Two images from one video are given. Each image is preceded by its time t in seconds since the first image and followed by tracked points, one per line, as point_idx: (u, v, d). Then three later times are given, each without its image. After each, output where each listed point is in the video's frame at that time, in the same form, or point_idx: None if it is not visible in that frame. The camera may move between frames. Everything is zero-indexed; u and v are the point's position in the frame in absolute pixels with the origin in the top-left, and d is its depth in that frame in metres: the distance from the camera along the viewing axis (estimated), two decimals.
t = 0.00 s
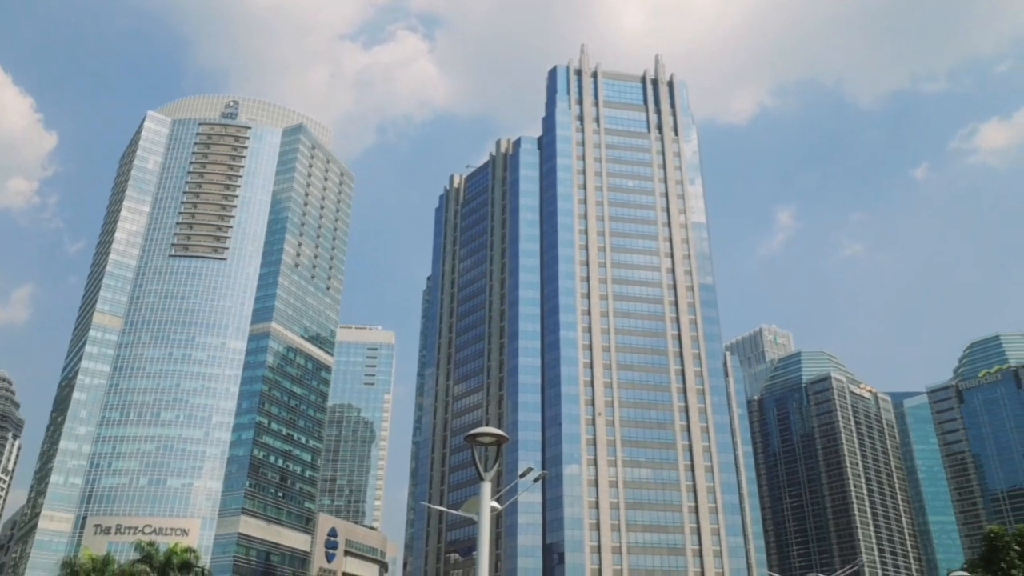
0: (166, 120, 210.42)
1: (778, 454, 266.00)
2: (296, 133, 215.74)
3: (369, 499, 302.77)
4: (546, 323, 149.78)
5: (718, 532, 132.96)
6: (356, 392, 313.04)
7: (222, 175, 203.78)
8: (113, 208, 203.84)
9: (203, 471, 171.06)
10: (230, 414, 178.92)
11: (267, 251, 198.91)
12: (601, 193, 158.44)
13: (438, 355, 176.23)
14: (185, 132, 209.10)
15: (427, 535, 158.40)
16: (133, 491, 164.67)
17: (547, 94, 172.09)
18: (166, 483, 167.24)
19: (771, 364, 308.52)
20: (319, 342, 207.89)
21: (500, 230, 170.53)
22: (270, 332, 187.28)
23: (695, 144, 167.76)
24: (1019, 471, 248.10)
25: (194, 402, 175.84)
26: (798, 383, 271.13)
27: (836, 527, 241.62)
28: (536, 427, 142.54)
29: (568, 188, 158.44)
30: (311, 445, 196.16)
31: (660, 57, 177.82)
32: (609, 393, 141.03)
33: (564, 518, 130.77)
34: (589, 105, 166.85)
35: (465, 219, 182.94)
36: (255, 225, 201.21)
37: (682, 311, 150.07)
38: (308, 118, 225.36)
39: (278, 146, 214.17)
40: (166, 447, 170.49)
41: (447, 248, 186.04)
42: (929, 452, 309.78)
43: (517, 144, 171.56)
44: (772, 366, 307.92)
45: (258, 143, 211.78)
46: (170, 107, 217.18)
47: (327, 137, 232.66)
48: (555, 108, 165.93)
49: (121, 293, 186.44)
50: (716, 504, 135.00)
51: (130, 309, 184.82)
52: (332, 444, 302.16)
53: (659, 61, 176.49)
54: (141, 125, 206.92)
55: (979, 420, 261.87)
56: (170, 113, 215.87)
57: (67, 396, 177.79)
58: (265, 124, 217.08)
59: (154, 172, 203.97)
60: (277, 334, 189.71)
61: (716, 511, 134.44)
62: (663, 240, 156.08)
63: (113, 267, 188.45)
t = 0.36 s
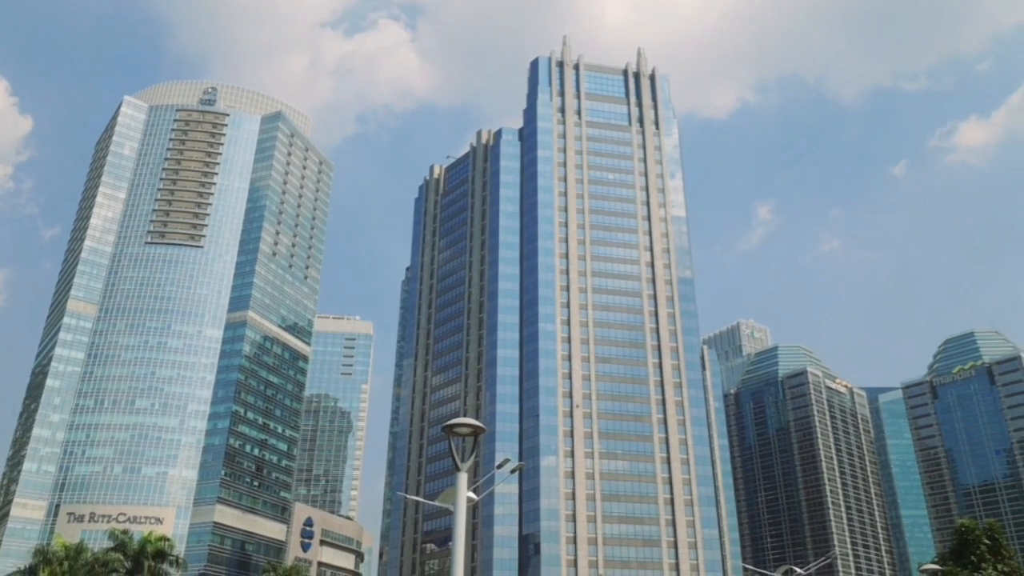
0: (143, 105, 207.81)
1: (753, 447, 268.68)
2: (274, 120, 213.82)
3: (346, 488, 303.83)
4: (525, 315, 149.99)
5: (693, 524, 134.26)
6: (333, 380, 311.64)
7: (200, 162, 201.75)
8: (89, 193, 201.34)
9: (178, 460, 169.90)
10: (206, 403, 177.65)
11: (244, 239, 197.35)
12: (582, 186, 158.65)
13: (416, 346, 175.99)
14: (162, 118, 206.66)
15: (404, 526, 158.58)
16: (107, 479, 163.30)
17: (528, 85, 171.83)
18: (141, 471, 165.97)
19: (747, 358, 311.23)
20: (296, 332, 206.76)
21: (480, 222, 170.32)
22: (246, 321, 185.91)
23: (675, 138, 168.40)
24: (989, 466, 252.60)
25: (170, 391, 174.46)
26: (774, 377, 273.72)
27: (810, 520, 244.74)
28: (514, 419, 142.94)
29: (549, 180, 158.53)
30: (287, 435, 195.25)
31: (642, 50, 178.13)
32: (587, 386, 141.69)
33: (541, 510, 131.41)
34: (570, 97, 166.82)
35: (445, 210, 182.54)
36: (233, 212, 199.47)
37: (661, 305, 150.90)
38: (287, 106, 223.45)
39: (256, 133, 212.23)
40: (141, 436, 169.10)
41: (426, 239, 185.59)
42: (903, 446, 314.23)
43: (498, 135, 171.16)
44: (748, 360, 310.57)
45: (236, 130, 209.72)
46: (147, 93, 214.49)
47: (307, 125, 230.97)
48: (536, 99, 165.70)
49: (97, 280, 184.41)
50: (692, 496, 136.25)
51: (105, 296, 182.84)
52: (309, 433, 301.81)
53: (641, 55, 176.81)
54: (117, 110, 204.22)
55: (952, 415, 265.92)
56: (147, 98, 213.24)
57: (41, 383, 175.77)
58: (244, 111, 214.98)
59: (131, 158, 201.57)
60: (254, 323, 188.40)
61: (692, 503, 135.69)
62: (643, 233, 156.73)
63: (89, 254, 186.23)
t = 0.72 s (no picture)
0: (123, 92, 205.17)
1: (733, 441, 270.54)
2: (257, 108, 211.85)
3: (326, 481, 303.01)
4: (508, 308, 149.85)
5: (672, 517, 135.06)
6: (314, 372, 310.26)
7: (181, 150, 199.68)
8: (67, 180, 198.77)
9: (156, 450, 168.55)
10: (185, 393, 176.16)
11: (225, 228, 195.64)
12: (566, 179, 158.56)
13: (398, 337, 175.45)
14: (142, 105, 204.22)
15: (383, 518, 158.25)
16: (84, 470, 161.75)
17: (513, 77, 171.31)
18: (118, 462, 164.53)
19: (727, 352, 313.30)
20: (277, 322, 205.38)
21: (464, 214, 169.85)
22: (226, 311, 184.40)
23: (659, 133, 168.63)
24: (964, 460, 255.84)
25: (148, 380, 172.94)
26: (754, 371, 275.54)
27: (788, 513, 247.09)
28: (495, 412, 142.97)
29: (533, 172, 158.24)
30: (267, 426, 194.19)
31: (627, 44, 178.14)
32: (569, 378, 141.95)
33: (521, 502, 131.57)
34: (555, 89, 166.53)
35: (428, 201, 181.87)
36: (214, 201, 197.62)
37: (643, 299, 151.29)
38: (269, 94, 221.51)
39: (238, 121, 210.18)
40: (118, 426, 167.55)
41: (409, 230, 184.83)
42: (880, 441, 317.60)
43: (482, 127, 170.59)
44: (729, 354, 312.42)
45: (218, 118, 207.60)
46: (127, 79, 211.81)
47: (289, 114, 229.24)
48: (521, 91, 165.21)
49: (74, 268, 182.24)
50: (671, 489, 137.03)
51: (83, 285, 180.71)
52: (289, 424, 299.90)
53: (626, 48, 176.82)
54: (96, 96, 201.51)
55: (929, 411, 268.95)
56: (127, 85, 210.63)
57: (16, 372, 173.61)
58: (226, 99, 212.83)
59: (110, 144, 199.10)
60: (235, 313, 186.95)
61: (671, 496, 136.45)
62: (626, 227, 156.97)
63: (66, 241, 183.96)
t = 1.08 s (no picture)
0: (101, 76, 202.11)
1: (712, 433, 272.27)
2: (238, 95, 209.37)
3: (305, 469, 305.16)
4: (490, 299, 149.45)
5: (651, 508, 135.57)
6: (294, 361, 308.32)
7: (160, 136, 197.13)
8: (43, 165, 195.78)
9: (132, 439, 166.97)
10: (162, 381, 174.47)
11: (204, 216, 193.52)
12: (550, 170, 158.14)
13: (380, 327, 174.58)
14: (121, 89, 201.29)
15: (363, 508, 157.79)
16: (58, 458, 160.00)
17: (498, 67, 170.39)
18: (94, 450, 162.90)
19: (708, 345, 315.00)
20: (256, 311, 203.58)
21: (447, 204, 169.00)
22: (205, 300, 182.58)
23: (643, 126, 168.55)
24: (938, 454, 259.01)
25: (125, 368, 171.07)
26: (733, 364, 277.23)
27: (765, 505, 249.25)
28: (477, 402, 142.75)
29: (517, 163, 157.67)
30: (245, 415, 192.70)
31: (612, 36, 177.73)
32: (550, 370, 141.91)
33: (501, 493, 131.53)
34: (540, 80, 165.88)
35: (411, 191, 180.88)
36: (193, 188, 195.37)
37: (625, 291, 151.43)
38: (250, 81, 219.05)
39: (219, 108, 207.65)
40: (94, 414, 165.77)
41: (392, 220, 183.72)
42: (856, 434, 320.79)
43: (466, 117, 169.63)
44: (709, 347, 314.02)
45: (198, 104, 204.97)
46: (106, 63, 208.68)
47: (271, 101, 226.91)
48: (506, 82, 164.35)
49: (50, 254, 179.70)
50: (650, 480, 137.54)
51: (58, 271, 178.23)
52: (268, 414, 297.12)
53: (611, 41, 176.44)
54: (74, 79, 198.32)
55: (905, 405, 271.92)
56: (106, 69, 207.52)
57: None
58: (207, 85, 210.22)
59: (87, 129, 196.16)
60: (213, 302, 185.19)
61: (651, 487, 136.94)
62: (609, 219, 156.85)
63: (42, 227, 181.22)
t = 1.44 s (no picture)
0: (78, 58, 198.89)
1: (691, 425, 274.13)
2: (217, 81, 206.94)
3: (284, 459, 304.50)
4: (471, 289, 149.20)
5: (630, 499, 136.27)
6: (272, 351, 306.98)
7: (138, 120, 194.51)
8: (17, 148, 192.60)
9: (109, 426, 165.33)
10: (139, 368, 172.75)
11: (183, 202, 191.57)
12: (532, 161, 157.79)
13: (359, 316, 173.74)
14: (98, 73, 198.22)
15: (341, 497, 157.36)
16: (32, 445, 158.09)
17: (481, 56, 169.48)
18: (69, 438, 161.20)
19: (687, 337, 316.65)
20: (234, 299, 201.90)
21: (429, 193, 168.14)
22: (183, 287, 180.98)
23: (626, 118, 168.53)
24: (913, 447, 262.33)
25: (101, 355, 169.18)
26: (712, 356, 278.81)
27: (742, 496, 251.57)
28: (457, 393, 142.65)
29: (499, 154, 157.16)
30: (223, 403, 191.28)
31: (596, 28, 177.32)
32: (531, 361, 142.03)
33: (480, 483, 131.66)
34: (523, 71, 165.22)
35: (392, 179, 179.90)
36: (172, 174, 193.08)
37: (606, 284, 151.70)
38: (230, 67, 216.52)
39: (198, 93, 205.10)
40: (69, 401, 163.92)
41: (372, 208, 182.69)
42: (833, 426, 324.15)
43: (449, 106, 168.68)
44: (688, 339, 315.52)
45: (177, 89, 202.29)
46: (83, 46, 205.30)
47: (251, 87, 224.56)
48: (489, 71, 163.49)
49: (25, 239, 177.18)
50: (629, 471, 138.23)
51: (33, 256, 175.75)
52: (246, 403, 295.13)
53: (595, 32, 176.07)
54: (50, 61, 194.96)
55: (880, 398, 275.03)
56: (83, 51, 204.24)
57: None
58: (186, 70, 207.53)
59: (64, 112, 193.13)
60: (192, 289, 183.63)
61: (629, 478, 137.61)
62: (591, 211, 156.92)
63: (17, 211, 178.57)
